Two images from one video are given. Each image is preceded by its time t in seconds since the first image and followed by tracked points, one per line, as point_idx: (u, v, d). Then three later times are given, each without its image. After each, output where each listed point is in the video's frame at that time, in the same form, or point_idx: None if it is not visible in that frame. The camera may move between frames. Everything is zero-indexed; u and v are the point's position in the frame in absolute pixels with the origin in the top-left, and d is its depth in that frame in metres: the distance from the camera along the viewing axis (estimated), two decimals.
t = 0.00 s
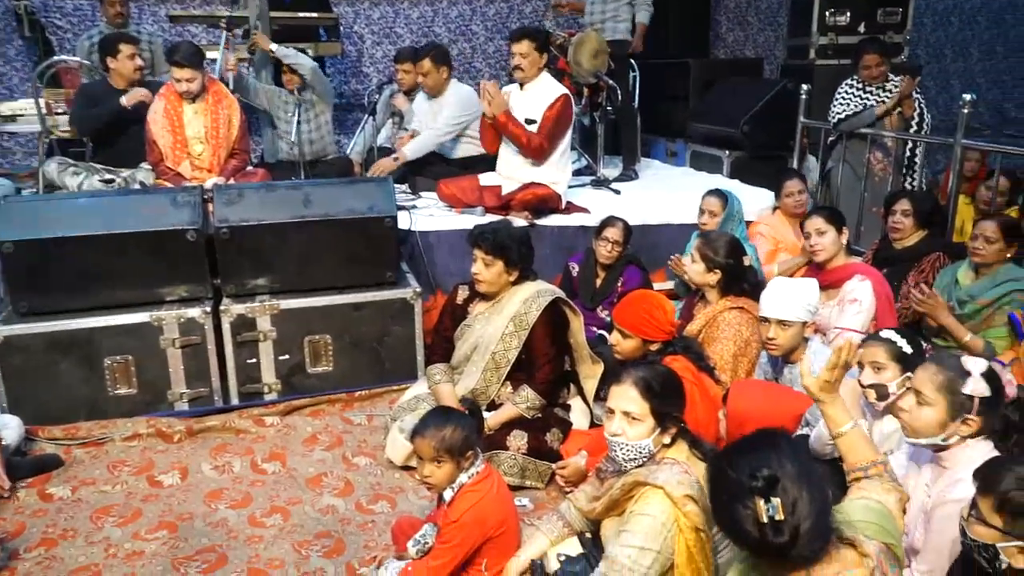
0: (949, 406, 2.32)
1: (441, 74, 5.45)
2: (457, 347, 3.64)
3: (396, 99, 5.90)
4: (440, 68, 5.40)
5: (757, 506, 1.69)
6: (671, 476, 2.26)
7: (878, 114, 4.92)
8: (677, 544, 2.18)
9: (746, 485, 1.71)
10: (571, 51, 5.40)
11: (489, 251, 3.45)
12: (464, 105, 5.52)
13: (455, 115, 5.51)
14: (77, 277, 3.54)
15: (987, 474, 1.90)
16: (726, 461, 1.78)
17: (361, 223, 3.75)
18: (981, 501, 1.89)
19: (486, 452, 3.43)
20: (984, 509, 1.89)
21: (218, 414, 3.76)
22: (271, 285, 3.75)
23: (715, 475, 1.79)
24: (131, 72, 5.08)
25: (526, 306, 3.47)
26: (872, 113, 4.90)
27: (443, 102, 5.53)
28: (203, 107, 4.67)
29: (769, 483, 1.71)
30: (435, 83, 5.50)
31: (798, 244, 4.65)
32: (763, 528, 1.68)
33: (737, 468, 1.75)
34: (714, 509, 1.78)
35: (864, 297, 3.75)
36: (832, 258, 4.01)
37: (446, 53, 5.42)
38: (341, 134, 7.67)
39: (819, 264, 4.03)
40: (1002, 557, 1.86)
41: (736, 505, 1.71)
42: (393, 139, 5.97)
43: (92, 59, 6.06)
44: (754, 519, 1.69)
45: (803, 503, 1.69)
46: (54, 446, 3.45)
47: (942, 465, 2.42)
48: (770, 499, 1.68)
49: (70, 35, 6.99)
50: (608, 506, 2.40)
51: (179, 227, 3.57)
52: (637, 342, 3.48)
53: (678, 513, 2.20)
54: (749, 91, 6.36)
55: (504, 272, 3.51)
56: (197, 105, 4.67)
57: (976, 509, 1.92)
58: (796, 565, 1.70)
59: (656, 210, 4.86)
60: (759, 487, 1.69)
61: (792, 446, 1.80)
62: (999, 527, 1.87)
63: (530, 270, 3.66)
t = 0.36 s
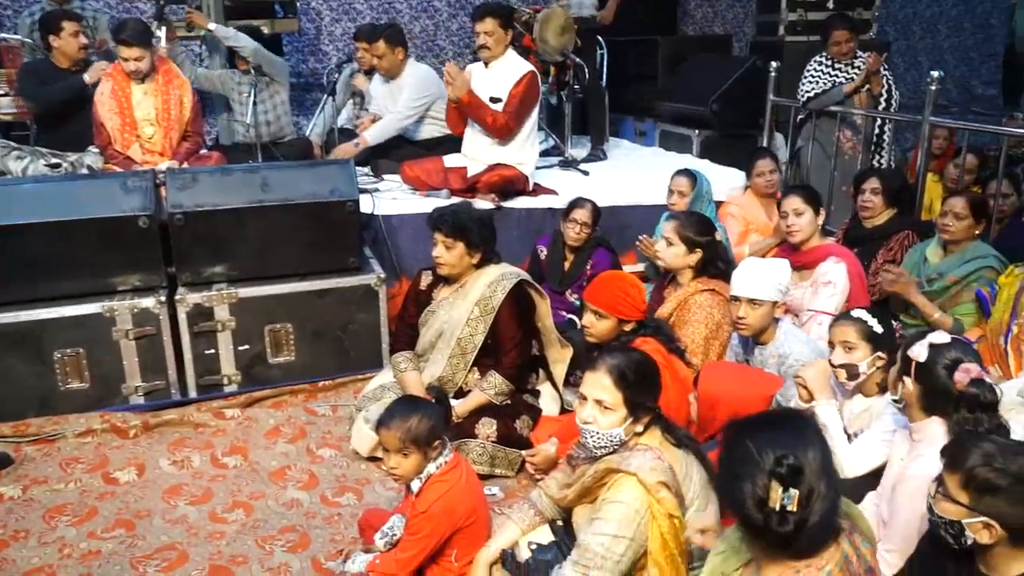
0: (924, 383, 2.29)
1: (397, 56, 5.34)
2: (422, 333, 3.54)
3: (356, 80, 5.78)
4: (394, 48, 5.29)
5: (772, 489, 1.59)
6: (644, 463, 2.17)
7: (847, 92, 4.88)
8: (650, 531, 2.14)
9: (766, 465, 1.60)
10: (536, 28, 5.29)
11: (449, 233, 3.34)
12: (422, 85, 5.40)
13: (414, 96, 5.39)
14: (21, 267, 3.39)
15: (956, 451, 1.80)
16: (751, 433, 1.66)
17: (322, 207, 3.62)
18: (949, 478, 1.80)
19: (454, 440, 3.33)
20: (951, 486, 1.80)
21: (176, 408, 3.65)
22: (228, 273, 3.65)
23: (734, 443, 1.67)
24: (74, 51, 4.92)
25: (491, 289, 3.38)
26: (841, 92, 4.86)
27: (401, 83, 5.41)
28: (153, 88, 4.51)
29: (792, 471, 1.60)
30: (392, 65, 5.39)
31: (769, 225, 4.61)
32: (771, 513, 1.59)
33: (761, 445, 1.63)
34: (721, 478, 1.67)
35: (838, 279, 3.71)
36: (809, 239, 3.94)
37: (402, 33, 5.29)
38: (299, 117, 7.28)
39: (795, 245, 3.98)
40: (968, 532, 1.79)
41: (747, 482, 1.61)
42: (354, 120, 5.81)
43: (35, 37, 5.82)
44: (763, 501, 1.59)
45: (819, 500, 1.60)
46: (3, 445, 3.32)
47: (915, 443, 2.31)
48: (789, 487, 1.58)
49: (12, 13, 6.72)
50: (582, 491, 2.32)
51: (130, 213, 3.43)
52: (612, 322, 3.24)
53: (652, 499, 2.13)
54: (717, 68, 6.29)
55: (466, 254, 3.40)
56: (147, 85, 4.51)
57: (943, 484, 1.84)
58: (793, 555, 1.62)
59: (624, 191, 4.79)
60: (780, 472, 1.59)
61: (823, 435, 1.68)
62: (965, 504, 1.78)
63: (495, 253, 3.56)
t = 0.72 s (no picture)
0: (897, 369, 2.27)
1: (357, 41, 5.24)
2: (387, 326, 3.45)
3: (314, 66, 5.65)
4: (354, 34, 5.18)
5: (767, 485, 1.52)
6: (614, 455, 2.10)
7: (810, 75, 4.85)
8: (620, 523, 2.08)
9: (761, 457, 1.53)
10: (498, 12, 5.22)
11: (414, 224, 3.25)
12: (384, 71, 5.29)
13: (376, 80, 5.28)
14: None
15: (922, 437, 1.74)
16: (745, 421, 1.59)
17: (279, 198, 3.56)
18: (911, 462, 1.75)
19: (420, 435, 3.26)
20: (913, 469, 1.75)
21: (131, 408, 3.54)
22: (183, 268, 3.56)
23: (727, 430, 1.59)
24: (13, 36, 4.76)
25: (457, 281, 3.30)
26: (805, 76, 4.84)
27: (361, 69, 5.30)
28: (100, 75, 4.35)
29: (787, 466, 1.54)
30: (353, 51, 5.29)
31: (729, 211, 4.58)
32: (762, 509, 1.52)
33: (757, 435, 1.55)
34: (709, 463, 1.60)
35: (807, 266, 3.69)
36: (779, 224, 3.91)
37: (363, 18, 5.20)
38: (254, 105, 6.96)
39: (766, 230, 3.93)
40: (930, 515, 1.75)
41: (738, 474, 1.54)
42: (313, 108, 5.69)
43: None
44: (754, 496, 1.53)
45: (810, 498, 1.54)
46: None
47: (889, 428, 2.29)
48: (783, 485, 1.52)
49: None
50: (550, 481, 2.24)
51: (79, 207, 3.30)
52: (579, 311, 3.17)
53: (622, 492, 2.07)
54: (683, 53, 6.24)
55: (432, 245, 3.32)
56: (94, 73, 4.34)
57: (905, 468, 1.78)
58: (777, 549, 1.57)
59: (590, 178, 4.74)
60: (775, 469, 1.52)
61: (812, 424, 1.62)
62: (928, 488, 1.73)
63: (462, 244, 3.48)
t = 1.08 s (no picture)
0: (858, 357, 2.26)
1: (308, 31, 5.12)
2: (344, 324, 3.38)
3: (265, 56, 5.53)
4: (305, 25, 5.04)
5: (760, 477, 1.51)
6: (576, 448, 2.05)
7: (768, 65, 4.87)
8: (584, 517, 2.01)
9: (756, 449, 1.53)
10: None
11: (375, 221, 3.17)
12: (338, 63, 5.20)
13: (332, 72, 5.19)
14: None
15: (880, 423, 1.72)
16: (743, 413, 1.58)
17: (231, 193, 3.48)
18: (867, 448, 1.73)
19: (380, 434, 3.19)
20: (869, 454, 1.73)
21: (79, 414, 3.44)
22: (131, 267, 3.44)
23: (723, 421, 1.58)
24: None
25: (418, 277, 3.24)
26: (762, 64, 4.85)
27: (315, 61, 5.20)
28: (40, 68, 4.19)
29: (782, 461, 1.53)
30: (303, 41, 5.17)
31: (686, 201, 4.57)
32: (752, 501, 1.52)
33: (755, 429, 1.54)
34: (702, 453, 1.59)
35: (762, 253, 3.69)
36: (731, 214, 3.89)
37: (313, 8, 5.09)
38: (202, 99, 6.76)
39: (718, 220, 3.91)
40: (888, 500, 1.72)
41: (731, 464, 1.53)
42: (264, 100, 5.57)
43: None
44: (744, 488, 1.52)
45: (802, 495, 1.53)
46: None
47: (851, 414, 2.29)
48: (777, 478, 1.51)
49: None
50: (511, 474, 2.17)
51: (20, 205, 3.19)
52: (538, 306, 3.12)
53: (585, 485, 2.01)
54: (641, 42, 6.21)
55: (392, 242, 3.24)
56: (33, 66, 4.19)
57: (862, 454, 1.76)
58: (760, 543, 1.56)
59: (549, 170, 4.70)
60: (771, 462, 1.51)
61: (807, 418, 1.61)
62: (886, 473, 1.71)
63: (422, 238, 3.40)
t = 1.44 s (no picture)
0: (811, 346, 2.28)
1: (256, 22, 5.02)
2: (298, 321, 3.32)
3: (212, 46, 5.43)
4: (253, 16, 4.96)
5: (732, 458, 1.50)
6: (535, 441, 2.02)
7: (721, 52, 4.80)
8: (544, 512, 1.99)
9: (728, 432, 1.52)
10: None
11: (325, 214, 3.10)
12: (286, 56, 5.09)
13: (277, 64, 5.07)
14: None
15: (830, 411, 1.72)
16: (710, 396, 1.57)
17: (178, 188, 3.45)
18: (816, 436, 1.74)
19: (336, 432, 3.14)
20: (820, 443, 1.74)
21: (24, 418, 3.35)
22: (76, 266, 3.38)
23: (692, 405, 1.57)
24: None
25: (371, 272, 3.19)
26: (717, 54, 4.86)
27: (262, 53, 5.12)
28: None
29: (752, 441, 1.53)
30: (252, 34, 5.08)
31: (649, 191, 4.57)
32: (726, 483, 1.50)
33: (725, 412, 1.54)
34: (672, 440, 1.57)
35: (718, 244, 3.70)
36: (681, 205, 3.91)
37: None
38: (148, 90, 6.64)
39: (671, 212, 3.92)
40: (838, 486, 1.72)
41: (703, 447, 1.52)
42: (213, 93, 5.53)
43: None
44: (717, 470, 1.51)
45: (772, 474, 1.53)
46: None
47: (805, 403, 2.32)
48: (750, 458, 1.51)
49: None
50: (469, 470, 2.14)
51: None
52: (494, 302, 3.09)
53: (545, 478, 1.98)
54: (596, 32, 6.20)
55: (344, 236, 3.18)
56: None
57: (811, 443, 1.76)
58: (733, 527, 1.54)
59: (506, 161, 4.66)
60: (743, 442, 1.51)
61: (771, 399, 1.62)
62: (835, 460, 1.72)
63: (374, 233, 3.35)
